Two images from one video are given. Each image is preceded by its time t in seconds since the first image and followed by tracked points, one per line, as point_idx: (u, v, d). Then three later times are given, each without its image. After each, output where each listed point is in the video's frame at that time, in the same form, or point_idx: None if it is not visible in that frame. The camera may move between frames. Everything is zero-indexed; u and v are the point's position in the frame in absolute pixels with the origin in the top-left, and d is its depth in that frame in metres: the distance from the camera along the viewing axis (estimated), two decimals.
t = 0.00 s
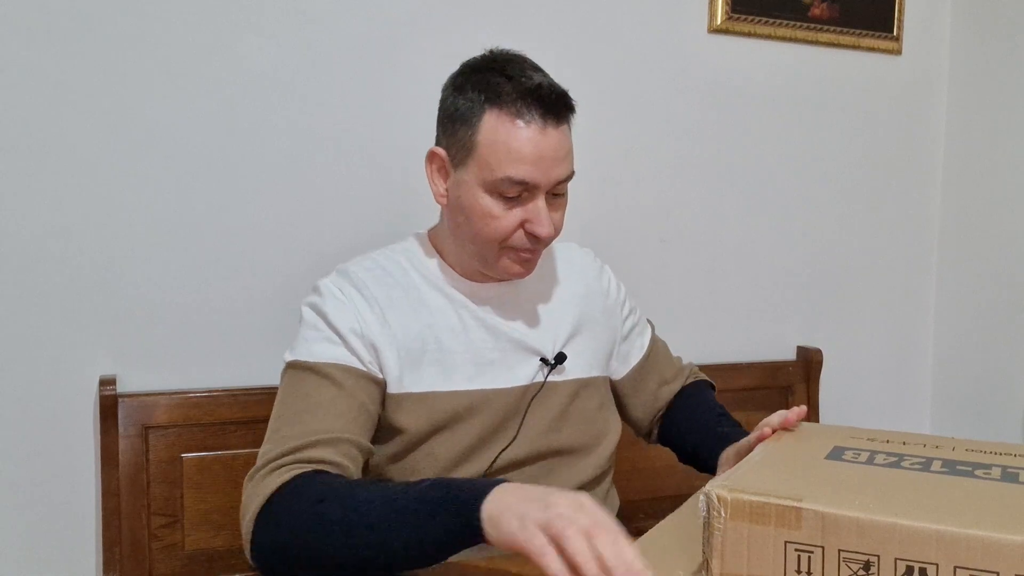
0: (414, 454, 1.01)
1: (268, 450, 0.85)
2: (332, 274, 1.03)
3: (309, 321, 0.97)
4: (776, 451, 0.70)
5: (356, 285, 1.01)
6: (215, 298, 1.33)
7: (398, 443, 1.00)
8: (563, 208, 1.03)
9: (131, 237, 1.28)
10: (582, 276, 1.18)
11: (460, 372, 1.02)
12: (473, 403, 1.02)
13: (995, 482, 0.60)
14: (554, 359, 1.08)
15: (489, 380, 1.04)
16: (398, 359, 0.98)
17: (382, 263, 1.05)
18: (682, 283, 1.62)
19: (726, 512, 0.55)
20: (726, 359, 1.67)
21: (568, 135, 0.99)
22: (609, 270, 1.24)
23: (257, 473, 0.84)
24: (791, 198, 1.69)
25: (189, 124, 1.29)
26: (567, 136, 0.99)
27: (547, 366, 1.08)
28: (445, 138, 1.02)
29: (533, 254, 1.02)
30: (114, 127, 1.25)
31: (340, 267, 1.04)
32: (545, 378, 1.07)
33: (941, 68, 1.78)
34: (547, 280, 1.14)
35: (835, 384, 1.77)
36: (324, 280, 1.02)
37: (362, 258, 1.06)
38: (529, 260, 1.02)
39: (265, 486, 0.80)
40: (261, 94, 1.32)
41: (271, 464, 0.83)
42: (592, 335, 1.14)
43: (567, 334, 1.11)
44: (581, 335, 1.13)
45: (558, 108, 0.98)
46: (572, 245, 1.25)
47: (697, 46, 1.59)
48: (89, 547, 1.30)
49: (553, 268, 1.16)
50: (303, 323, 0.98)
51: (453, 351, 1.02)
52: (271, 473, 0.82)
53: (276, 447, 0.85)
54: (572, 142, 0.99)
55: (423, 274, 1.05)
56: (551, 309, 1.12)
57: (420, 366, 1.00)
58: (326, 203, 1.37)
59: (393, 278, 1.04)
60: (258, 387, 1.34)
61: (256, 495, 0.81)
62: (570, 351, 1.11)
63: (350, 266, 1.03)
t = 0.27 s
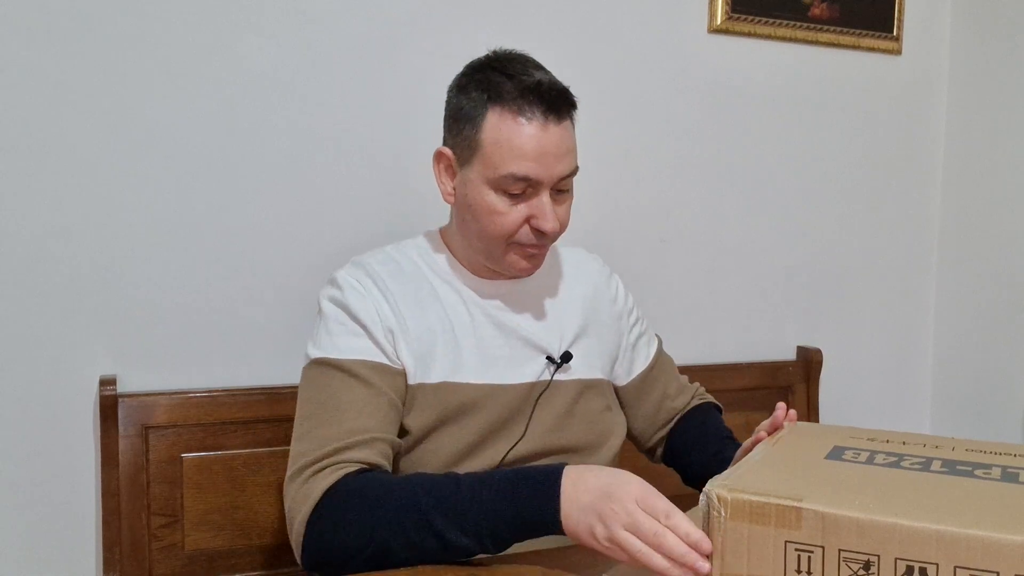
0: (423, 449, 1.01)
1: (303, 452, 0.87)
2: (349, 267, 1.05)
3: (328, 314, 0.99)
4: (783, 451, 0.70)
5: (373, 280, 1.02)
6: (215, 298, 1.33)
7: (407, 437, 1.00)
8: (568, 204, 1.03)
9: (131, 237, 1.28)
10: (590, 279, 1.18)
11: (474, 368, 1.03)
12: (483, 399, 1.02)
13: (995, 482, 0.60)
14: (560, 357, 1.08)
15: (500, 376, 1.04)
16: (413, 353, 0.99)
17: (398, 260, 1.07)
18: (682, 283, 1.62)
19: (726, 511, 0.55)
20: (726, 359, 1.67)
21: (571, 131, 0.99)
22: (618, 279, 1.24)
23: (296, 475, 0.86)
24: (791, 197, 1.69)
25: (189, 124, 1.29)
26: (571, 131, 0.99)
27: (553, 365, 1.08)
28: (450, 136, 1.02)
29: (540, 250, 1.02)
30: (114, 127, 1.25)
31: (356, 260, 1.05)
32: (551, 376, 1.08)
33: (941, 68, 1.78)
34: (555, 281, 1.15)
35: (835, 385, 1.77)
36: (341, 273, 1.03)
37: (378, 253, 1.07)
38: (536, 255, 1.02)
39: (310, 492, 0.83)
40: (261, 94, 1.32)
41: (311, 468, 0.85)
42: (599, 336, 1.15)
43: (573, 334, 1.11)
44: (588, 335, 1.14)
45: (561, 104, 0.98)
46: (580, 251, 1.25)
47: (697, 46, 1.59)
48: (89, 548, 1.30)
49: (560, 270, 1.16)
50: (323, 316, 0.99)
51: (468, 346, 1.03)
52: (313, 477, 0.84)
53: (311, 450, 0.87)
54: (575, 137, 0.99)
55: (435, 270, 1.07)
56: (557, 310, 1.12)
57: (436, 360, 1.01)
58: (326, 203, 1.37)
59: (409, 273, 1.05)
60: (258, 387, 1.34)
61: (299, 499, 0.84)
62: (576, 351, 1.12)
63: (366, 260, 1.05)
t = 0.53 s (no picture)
0: (427, 443, 1.01)
1: (308, 449, 0.88)
2: (355, 264, 1.05)
3: (334, 309, 0.99)
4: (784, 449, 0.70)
5: (378, 276, 1.02)
6: (215, 298, 1.33)
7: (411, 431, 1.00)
8: (572, 203, 1.03)
9: (131, 237, 1.28)
10: (592, 279, 1.18)
11: (479, 363, 1.03)
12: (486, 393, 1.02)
13: (988, 481, 0.60)
14: (564, 354, 1.08)
15: (505, 371, 1.04)
16: (417, 348, 0.99)
17: (403, 256, 1.07)
18: (682, 283, 1.62)
19: (720, 509, 0.55)
20: (726, 359, 1.67)
21: (575, 130, 0.99)
22: (618, 281, 1.25)
23: (300, 471, 0.87)
24: (791, 197, 1.69)
25: (189, 124, 1.29)
26: (575, 130, 0.99)
27: (556, 361, 1.08)
28: (454, 136, 1.03)
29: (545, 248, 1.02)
30: (114, 127, 1.25)
31: (361, 257, 1.06)
32: (555, 373, 1.07)
33: (941, 68, 1.78)
34: (558, 280, 1.15)
35: (835, 385, 1.77)
36: (346, 269, 1.04)
37: (383, 250, 1.08)
38: (540, 254, 1.03)
39: (313, 489, 0.84)
40: (261, 94, 1.32)
41: (314, 464, 0.86)
42: (602, 334, 1.15)
43: (576, 331, 1.11)
44: (592, 333, 1.14)
45: (565, 103, 0.98)
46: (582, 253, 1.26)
47: (697, 46, 1.59)
48: (89, 547, 1.30)
49: (562, 269, 1.17)
50: (328, 311, 0.99)
51: (472, 342, 1.03)
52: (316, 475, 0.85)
53: (315, 446, 0.87)
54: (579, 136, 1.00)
55: (440, 266, 1.07)
56: (559, 308, 1.12)
57: (440, 355, 1.00)
58: (327, 203, 1.37)
59: (414, 269, 1.05)
60: (258, 387, 1.34)
61: (302, 497, 0.85)
62: (580, 348, 1.11)
63: (371, 257, 1.06)
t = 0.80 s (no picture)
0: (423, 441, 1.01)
1: (304, 461, 0.87)
2: (347, 268, 1.04)
3: (329, 315, 0.98)
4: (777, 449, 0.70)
5: (372, 280, 1.01)
6: (215, 298, 1.33)
7: (407, 430, 1.00)
8: (566, 203, 1.03)
9: (131, 238, 1.28)
10: (585, 278, 1.19)
11: (475, 366, 1.03)
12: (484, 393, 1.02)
13: (986, 482, 0.59)
14: (559, 354, 1.08)
15: (502, 373, 1.04)
16: (414, 352, 0.99)
17: (396, 260, 1.06)
18: (682, 283, 1.62)
19: (717, 508, 0.55)
20: (726, 359, 1.67)
21: (570, 131, 0.99)
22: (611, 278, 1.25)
23: (298, 484, 0.86)
24: (791, 197, 1.69)
25: (189, 124, 1.29)
26: (569, 132, 0.99)
27: (552, 361, 1.08)
28: (449, 138, 1.03)
29: (540, 249, 1.03)
30: (114, 127, 1.25)
31: (353, 260, 1.05)
32: (551, 373, 1.07)
33: (941, 68, 1.78)
34: (551, 280, 1.15)
35: (835, 385, 1.77)
36: (339, 274, 1.03)
37: (375, 253, 1.07)
38: (535, 254, 1.03)
39: (309, 500, 0.83)
40: (261, 94, 1.32)
41: (310, 475, 0.85)
42: (597, 333, 1.15)
43: (570, 332, 1.11)
44: (587, 332, 1.14)
45: (559, 105, 0.98)
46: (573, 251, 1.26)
47: (697, 46, 1.59)
48: (90, 547, 1.30)
49: (554, 269, 1.17)
50: (322, 317, 0.99)
51: (468, 345, 1.03)
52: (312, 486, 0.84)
53: (310, 458, 0.87)
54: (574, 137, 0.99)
55: (433, 267, 1.07)
56: (553, 308, 1.12)
57: (436, 359, 1.01)
58: (326, 204, 1.37)
59: (407, 271, 1.05)
60: (258, 387, 1.34)
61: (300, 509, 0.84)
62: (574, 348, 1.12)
63: (363, 258, 1.05)
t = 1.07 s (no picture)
0: (411, 445, 1.03)
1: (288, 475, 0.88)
2: (322, 279, 1.05)
3: (305, 327, 0.99)
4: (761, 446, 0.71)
5: (348, 288, 1.03)
6: (215, 298, 1.33)
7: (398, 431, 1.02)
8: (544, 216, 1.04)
9: (131, 238, 1.28)
10: (566, 271, 1.21)
11: (456, 367, 1.05)
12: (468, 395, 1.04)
13: (988, 484, 0.59)
14: (542, 350, 1.10)
15: (484, 373, 1.06)
16: (393, 357, 1.00)
17: (372, 267, 1.07)
18: (682, 283, 1.62)
19: (717, 509, 0.55)
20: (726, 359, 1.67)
21: (545, 148, 0.99)
22: (596, 266, 1.26)
23: (283, 498, 0.86)
24: (791, 198, 1.69)
25: (189, 124, 1.29)
26: (544, 149, 0.98)
27: (535, 359, 1.10)
28: (423, 154, 1.02)
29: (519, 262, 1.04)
30: (114, 127, 1.25)
31: (329, 270, 1.06)
32: (535, 371, 1.09)
33: (941, 68, 1.78)
34: (531, 276, 1.17)
35: (835, 385, 1.77)
36: (314, 285, 1.04)
37: (350, 261, 1.08)
38: (514, 267, 1.04)
39: (296, 512, 0.84)
40: (260, 94, 1.32)
41: (296, 487, 0.86)
42: (579, 327, 1.17)
43: (553, 327, 1.13)
44: (569, 328, 1.16)
45: (533, 123, 0.97)
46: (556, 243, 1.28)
47: (697, 46, 1.59)
48: (90, 547, 1.30)
49: (536, 264, 1.19)
50: (300, 329, 1.00)
51: (447, 347, 1.05)
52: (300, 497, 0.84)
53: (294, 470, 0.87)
54: (549, 154, 0.99)
55: (410, 272, 1.08)
56: (535, 304, 1.14)
57: (416, 363, 1.02)
58: (326, 204, 1.37)
59: (384, 276, 1.07)
60: (258, 387, 1.34)
61: (288, 523, 0.84)
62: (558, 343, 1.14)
63: (341, 265, 1.06)
